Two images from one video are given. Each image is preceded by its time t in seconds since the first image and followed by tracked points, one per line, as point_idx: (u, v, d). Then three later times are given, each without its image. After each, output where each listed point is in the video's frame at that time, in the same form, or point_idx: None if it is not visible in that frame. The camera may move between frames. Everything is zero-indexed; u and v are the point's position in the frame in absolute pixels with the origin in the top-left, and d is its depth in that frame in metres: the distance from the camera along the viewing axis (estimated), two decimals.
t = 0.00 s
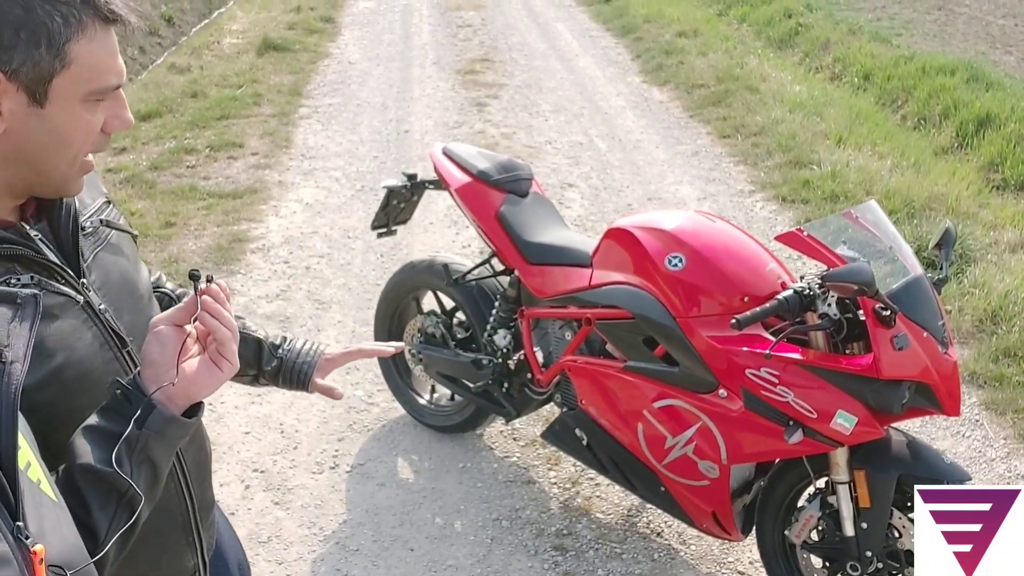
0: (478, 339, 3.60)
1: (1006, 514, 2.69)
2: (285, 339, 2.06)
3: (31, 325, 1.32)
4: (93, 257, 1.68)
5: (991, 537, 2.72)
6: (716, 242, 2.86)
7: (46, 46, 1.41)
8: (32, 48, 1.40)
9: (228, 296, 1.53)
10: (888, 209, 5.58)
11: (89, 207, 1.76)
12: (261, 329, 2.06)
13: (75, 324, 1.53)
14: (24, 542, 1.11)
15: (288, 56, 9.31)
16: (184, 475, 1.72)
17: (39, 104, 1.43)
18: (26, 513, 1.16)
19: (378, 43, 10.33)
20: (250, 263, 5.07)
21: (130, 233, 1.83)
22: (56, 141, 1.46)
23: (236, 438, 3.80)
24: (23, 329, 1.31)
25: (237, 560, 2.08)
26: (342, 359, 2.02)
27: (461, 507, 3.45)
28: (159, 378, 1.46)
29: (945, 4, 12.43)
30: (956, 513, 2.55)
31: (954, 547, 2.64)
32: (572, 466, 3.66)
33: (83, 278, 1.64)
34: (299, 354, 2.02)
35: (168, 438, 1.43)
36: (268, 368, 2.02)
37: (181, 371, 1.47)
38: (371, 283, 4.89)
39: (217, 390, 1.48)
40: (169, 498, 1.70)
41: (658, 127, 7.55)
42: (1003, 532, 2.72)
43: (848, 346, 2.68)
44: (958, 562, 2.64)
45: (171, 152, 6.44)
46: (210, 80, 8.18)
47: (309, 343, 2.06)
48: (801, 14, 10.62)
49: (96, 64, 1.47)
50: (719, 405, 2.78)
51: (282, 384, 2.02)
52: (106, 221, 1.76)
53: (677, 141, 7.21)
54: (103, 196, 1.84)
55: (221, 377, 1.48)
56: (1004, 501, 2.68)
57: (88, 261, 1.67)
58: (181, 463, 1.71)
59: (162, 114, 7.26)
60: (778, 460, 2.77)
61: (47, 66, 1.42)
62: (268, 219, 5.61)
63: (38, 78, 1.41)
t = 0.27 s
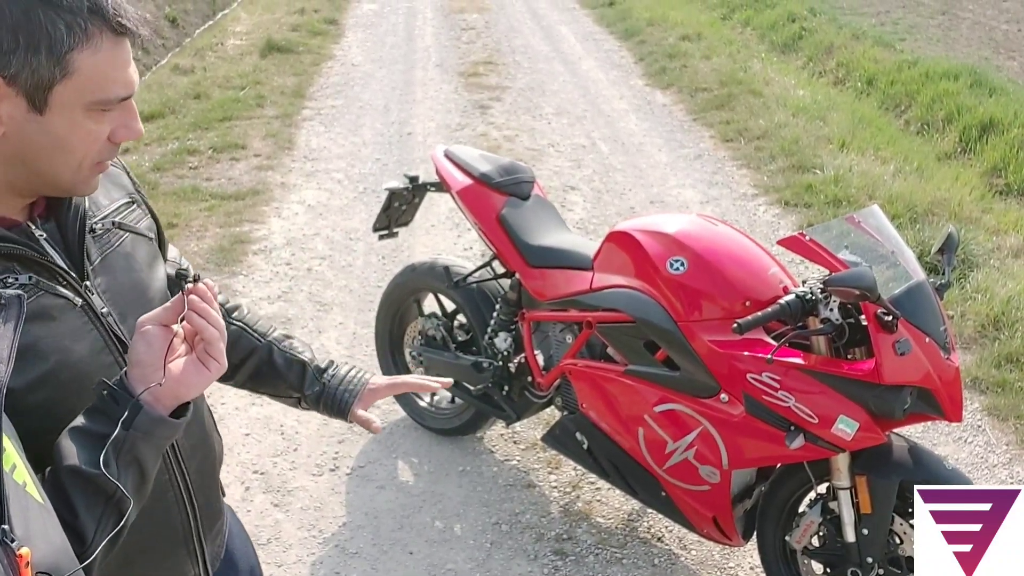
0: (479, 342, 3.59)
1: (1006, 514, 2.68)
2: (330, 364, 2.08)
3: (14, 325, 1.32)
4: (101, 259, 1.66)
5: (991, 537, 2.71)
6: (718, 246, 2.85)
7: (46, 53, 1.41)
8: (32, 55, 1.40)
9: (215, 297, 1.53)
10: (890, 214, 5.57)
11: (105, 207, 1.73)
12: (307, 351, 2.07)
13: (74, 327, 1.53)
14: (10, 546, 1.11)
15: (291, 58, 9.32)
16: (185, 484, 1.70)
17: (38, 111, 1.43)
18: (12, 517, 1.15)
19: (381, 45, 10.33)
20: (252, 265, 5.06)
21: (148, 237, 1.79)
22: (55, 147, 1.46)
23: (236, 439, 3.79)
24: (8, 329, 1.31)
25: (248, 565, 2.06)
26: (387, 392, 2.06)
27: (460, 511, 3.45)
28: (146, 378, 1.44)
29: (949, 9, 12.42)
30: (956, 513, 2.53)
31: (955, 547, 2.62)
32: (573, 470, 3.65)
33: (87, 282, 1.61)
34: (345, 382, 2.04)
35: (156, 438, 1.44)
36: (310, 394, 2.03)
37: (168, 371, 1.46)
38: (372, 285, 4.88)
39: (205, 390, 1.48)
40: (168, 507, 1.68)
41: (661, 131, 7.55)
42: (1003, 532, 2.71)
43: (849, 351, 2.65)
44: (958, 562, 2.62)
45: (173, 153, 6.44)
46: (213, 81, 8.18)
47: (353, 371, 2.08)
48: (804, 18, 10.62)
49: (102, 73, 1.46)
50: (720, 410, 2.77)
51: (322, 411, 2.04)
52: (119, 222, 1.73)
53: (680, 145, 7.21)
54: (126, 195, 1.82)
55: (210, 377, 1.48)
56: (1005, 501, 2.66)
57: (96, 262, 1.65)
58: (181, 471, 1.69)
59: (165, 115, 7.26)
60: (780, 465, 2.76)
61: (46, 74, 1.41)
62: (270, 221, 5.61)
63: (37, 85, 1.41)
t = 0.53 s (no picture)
0: (479, 343, 3.58)
1: (1006, 514, 2.67)
2: (344, 375, 2.08)
3: None
4: (109, 260, 1.65)
5: (990, 537, 2.70)
6: (719, 249, 2.84)
7: (31, 43, 1.40)
8: (18, 46, 1.40)
9: (197, 297, 1.49)
10: (893, 216, 5.55)
11: (119, 208, 1.72)
12: (323, 360, 2.08)
13: (76, 328, 1.53)
14: None
15: (294, 58, 9.32)
16: (187, 488, 1.68)
17: (29, 103, 1.42)
18: None
19: (384, 46, 10.33)
20: (253, 265, 5.06)
21: (163, 239, 1.78)
22: (49, 140, 1.45)
23: (236, 440, 3.78)
24: None
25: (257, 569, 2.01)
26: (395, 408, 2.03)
27: (460, 512, 3.44)
28: (127, 379, 1.43)
29: (951, 11, 12.41)
30: (957, 513, 2.52)
31: (955, 547, 2.61)
32: (573, 472, 3.64)
33: (93, 284, 1.61)
34: (353, 395, 2.04)
35: (139, 441, 1.42)
36: (318, 404, 2.03)
37: (150, 371, 1.44)
38: (373, 286, 4.87)
39: (189, 390, 1.46)
40: (169, 512, 1.66)
41: (663, 132, 7.54)
42: (1002, 532, 2.69)
43: (851, 354, 2.65)
44: (958, 562, 2.61)
45: (175, 153, 6.44)
46: (215, 81, 8.18)
47: (366, 385, 2.07)
48: (807, 20, 10.61)
49: (93, 63, 1.45)
50: (721, 412, 2.76)
51: (330, 422, 2.05)
52: (133, 224, 1.72)
53: (682, 146, 7.20)
54: (145, 196, 1.80)
55: (192, 376, 1.45)
56: (1004, 501, 2.65)
57: (103, 263, 1.64)
58: (184, 475, 1.67)
59: (167, 115, 7.26)
60: (780, 469, 2.75)
61: (34, 64, 1.41)
62: (271, 221, 5.61)
63: (26, 76, 1.41)
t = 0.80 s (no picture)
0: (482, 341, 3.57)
1: (1006, 514, 2.65)
2: (367, 343, 2.09)
3: None
4: (119, 253, 1.65)
5: (991, 537, 2.68)
6: (721, 247, 2.83)
7: (44, 37, 1.40)
8: (31, 39, 1.40)
9: (192, 292, 1.48)
10: (897, 215, 5.54)
11: (131, 202, 1.72)
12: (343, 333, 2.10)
13: (84, 320, 1.52)
14: None
15: (298, 57, 9.33)
16: (195, 484, 1.66)
17: (41, 96, 1.42)
18: None
19: (388, 45, 10.32)
20: (256, 263, 5.06)
21: (174, 233, 1.79)
22: (61, 134, 1.45)
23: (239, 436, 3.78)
24: None
25: (266, 565, 1.97)
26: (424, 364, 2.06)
27: (462, 510, 3.43)
28: (121, 375, 1.41)
29: (957, 10, 12.37)
30: (956, 513, 2.51)
31: (954, 547, 2.60)
32: (575, 471, 3.64)
33: (101, 276, 1.61)
34: (381, 360, 2.05)
35: (131, 436, 1.41)
36: (348, 373, 2.04)
37: (144, 367, 1.43)
38: (377, 284, 4.87)
39: (182, 385, 1.45)
40: (175, 507, 1.64)
41: (667, 131, 7.53)
42: (1003, 532, 2.68)
43: (854, 352, 2.64)
44: (958, 562, 2.60)
45: (179, 151, 6.44)
46: (220, 80, 8.18)
47: (389, 348, 2.09)
48: (812, 19, 10.59)
49: (104, 57, 1.45)
50: (723, 411, 2.76)
51: (361, 390, 2.05)
52: (143, 218, 1.72)
53: (686, 145, 7.19)
54: (156, 190, 1.80)
55: (185, 373, 1.44)
56: (1005, 501, 2.64)
57: (113, 256, 1.64)
58: (192, 471, 1.65)
59: (172, 113, 7.27)
60: (782, 467, 2.75)
61: (46, 57, 1.41)
62: (275, 219, 5.61)
63: (39, 69, 1.41)
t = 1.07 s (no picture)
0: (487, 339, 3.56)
1: (1006, 514, 2.62)
2: (371, 337, 2.09)
3: None
4: (130, 246, 1.65)
5: (991, 537, 2.66)
6: (727, 244, 2.82)
7: (47, 26, 1.40)
8: (33, 27, 1.40)
9: (194, 286, 1.46)
10: (904, 215, 5.52)
11: (141, 195, 1.71)
12: (347, 328, 2.10)
13: (94, 311, 1.52)
14: None
15: (304, 56, 9.33)
16: (204, 477, 1.64)
17: (45, 86, 1.42)
18: None
19: (394, 44, 10.32)
20: (261, 261, 5.06)
21: (184, 228, 1.78)
22: (65, 124, 1.45)
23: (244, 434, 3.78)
24: None
25: (276, 562, 1.95)
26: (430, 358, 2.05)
27: (467, 508, 3.43)
28: (123, 369, 1.40)
29: (964, 10, 12.33)
30: (957, 513, 2.50)
31: (955, 547, 2.59)
32: (580, 469, 3.63)
33: (112, 268, 1.60)
34: (386, 353, 2.05)
35: (131, 430, 1.40)
36: (352, 366, 2.04)
37: (145, 361, 1.41)
38: (382, 282, 4.87)
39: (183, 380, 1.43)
40: (184, 501, 1.62)
41: (673, 130, 7.51)
42: (1003, 532, 2.66)
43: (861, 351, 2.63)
44: (958, 562, 2.59)
45: (185, 150, 6.45)
46: (226, 79, 8.19)
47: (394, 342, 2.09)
48: (819, 18, 10.56)
49: (107, 46, 1.44)
50: (728, 409, 2.75)
51: (366, 382, 2.04)
52: (154, 211, 1.71)
53: (692, 144, 7.17)
54: (167, 185, 1.79)
55: (187, 368, 1.42)
56: (1005, 501, 2.60)
57: (125, 248, 1.64)
58: (200, 464, 1.63)
59: (178, 112, 7.27)
60: (788, 466, 2.74)
61: (49, 47, 1.41)
62: (280, 217, 5.61)
63: (42, 58, 1.41)
